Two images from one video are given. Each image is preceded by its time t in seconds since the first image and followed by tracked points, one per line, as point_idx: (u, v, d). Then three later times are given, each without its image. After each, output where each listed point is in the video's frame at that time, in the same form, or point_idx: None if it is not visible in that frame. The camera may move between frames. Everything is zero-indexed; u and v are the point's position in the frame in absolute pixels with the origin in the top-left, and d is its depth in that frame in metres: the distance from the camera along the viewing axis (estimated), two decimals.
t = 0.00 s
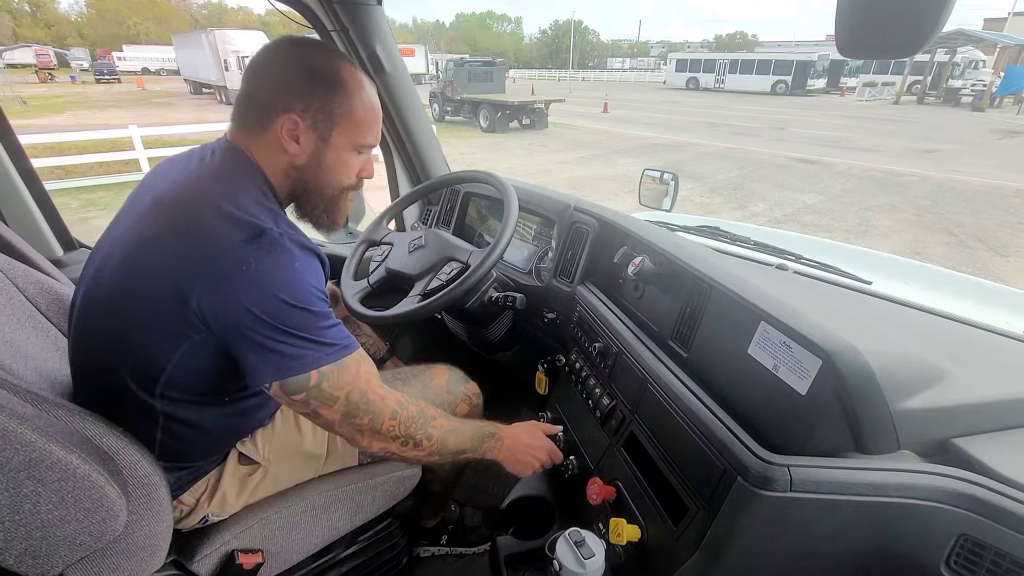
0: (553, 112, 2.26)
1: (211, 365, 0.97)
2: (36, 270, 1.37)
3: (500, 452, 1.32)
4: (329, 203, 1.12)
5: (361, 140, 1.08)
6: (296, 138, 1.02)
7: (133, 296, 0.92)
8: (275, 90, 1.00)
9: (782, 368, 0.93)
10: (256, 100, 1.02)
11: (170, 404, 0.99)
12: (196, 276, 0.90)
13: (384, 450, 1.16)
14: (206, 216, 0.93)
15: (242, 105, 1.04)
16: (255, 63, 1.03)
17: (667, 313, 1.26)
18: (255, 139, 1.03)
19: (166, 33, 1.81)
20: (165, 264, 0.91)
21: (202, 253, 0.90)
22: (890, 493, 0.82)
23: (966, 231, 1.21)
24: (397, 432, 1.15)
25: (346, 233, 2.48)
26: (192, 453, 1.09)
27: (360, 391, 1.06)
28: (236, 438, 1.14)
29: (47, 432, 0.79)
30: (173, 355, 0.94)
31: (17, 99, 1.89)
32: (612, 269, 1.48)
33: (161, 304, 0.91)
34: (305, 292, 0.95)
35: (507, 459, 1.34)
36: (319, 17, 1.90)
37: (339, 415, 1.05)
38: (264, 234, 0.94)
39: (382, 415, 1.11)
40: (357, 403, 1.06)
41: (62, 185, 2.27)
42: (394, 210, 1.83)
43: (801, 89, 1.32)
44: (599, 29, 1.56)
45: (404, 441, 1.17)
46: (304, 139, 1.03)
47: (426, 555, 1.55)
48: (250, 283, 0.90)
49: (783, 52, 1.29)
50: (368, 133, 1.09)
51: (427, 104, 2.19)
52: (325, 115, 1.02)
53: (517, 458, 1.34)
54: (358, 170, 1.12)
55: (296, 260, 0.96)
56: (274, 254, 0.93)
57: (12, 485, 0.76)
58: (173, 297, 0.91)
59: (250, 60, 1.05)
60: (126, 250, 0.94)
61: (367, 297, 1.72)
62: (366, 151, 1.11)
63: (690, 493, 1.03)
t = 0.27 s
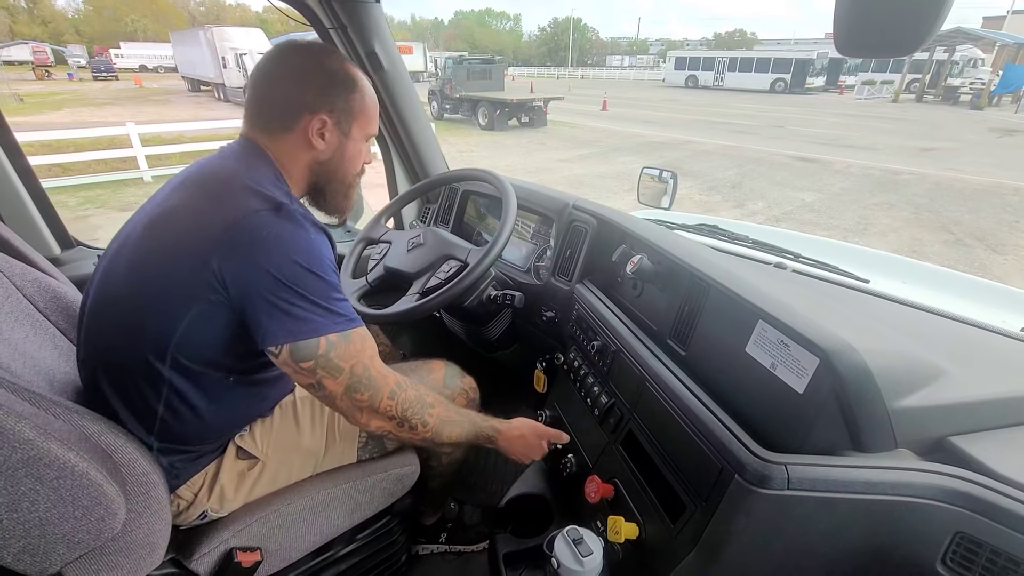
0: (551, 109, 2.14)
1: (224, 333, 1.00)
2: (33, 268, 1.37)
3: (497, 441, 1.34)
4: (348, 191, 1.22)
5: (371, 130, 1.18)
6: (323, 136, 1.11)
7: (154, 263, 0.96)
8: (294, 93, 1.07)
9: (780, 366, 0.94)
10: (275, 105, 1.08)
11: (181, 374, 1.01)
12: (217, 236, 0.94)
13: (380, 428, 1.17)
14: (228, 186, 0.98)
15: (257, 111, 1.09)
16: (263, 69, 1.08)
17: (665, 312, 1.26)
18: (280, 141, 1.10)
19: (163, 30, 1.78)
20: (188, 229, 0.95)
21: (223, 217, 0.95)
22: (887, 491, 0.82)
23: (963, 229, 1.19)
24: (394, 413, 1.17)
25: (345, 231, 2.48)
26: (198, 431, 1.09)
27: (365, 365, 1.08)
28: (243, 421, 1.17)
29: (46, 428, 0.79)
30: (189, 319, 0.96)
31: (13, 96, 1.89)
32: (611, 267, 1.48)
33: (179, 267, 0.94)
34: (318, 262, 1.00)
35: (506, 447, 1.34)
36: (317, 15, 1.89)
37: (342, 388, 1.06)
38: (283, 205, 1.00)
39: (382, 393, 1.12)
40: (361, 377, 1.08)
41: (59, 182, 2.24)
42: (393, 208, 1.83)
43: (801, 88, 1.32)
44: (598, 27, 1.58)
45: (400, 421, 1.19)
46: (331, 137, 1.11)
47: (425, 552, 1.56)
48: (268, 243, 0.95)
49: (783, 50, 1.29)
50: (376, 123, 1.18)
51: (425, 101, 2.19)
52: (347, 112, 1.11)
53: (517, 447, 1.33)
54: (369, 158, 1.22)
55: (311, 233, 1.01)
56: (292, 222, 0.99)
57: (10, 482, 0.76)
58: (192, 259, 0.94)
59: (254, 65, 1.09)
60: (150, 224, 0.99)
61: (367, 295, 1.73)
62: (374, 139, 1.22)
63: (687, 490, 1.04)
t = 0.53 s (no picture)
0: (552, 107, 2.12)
1: (233, 311, 1.02)
2: (31, 266, 1.36)
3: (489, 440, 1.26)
4: (351, 174, 1.23)
5: (362, 110, 1.18)
6: (313, 122, 1.12)
7: (169, 241, 0.99)
8: (280, 84, 1.09)
9: (778, 364, 0.94)
10: (266, 99, 1.11)
11: (188, 352, 1.02)
12: (232, 213, 0.98)
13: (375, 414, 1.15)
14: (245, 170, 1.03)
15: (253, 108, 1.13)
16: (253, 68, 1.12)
17: (663, 310, 1.26)
18: (276, 133, 1.12)
19: (160, 26, 1.78)
20: (204, 208, 0.99)
21: (240, 197, 0.99)
22: (883, 489, 0.83)
23: (962, 228, 1.20)
24: (390, 398, 1.15)
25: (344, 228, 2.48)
26: (202, 414, 1.10)
27: (364, 348, 1.08)
28: (246, 408, 1.18)
29: (43, 426, 0.78)
30: (200, 294, 0.98)
31: (8, 93, 1.82)
32: (609, 265, 1.48)
33: (193, 243, 0.97)
34: (328, 246, 1.04)
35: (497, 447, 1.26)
36: (315, 12, 1.88)
37: (341, 367, 1.06)
38: (294, 190, 1.04)
39: (379, 376, 1.12)
40: (360, 359, 1.08)
41: (56, 180, 2.23)
42: (391, 206, 1.83)
43: (800, 85, 1.33)
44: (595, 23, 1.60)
45: (395, 408, 1.17)
46: (320, 119, 1.12)
47: (424, 551, 1.55)
48: (280, 222, 0.98)
49: (782, 47, 1.29)
50: (366, 101, 1.19)
51: (423, 98, 2.19)
52: (332, 92, 1.11)
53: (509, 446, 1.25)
54: (366, 138, 1.22)
55: (321, 220, 1.06)
56: (303, 206, 1.03)
57: (7, 480, 0.76)
58: (206, 235, 0.97)
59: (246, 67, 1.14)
60: (168, 208, 1.04)
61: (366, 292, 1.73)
62: (369, 118, 1.22)
63: (685, 488, 1.04)
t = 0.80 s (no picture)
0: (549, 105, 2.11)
1: (235, 302, 1.03)
2: (29, 265, 1.36)
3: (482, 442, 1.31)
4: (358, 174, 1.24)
5: (367, 111, 1.19)
6: (318, 125, 1.13)
7: (177, 231, 1.02)
8: (286, 88, 1.10)
9: (777, 363, 0.94)
10: (273, 102, 1.12)
11: (190, 342, 1.03)
12: (239, 204, 1.00)
13: (367, 412, 1.15)
14: (253, 165, 1.06)
15: (261, 111, 1.14)
16: (260, 71, 1.13)
17: (662, 309, 1.27)
18: (283, 136, 1.13)
19: (159, 25, 1.80)
20: (213, 199, 1.02)
21: (249, 189, 1.01)
22: (882, 487, 0.83)
23: (961, 224, 1.19)
24: (384, 396, 1.15)
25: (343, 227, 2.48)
26: (204, 406, 1.11)
27: (360, 345, 1.09)
28: (248, 402, 1.19)
29: (44, 424, 0.79)
30: (204, 282, 1.00)
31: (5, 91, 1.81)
32: (608, 263, 1.48)
33: (200, 232, 1.00)
34: (331, 243, 1.05)
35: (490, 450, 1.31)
36: (314, 10, 1.88)
37: (336, 363, 1.07)
38: (300, 186, 1.07)
39: (373, 372, 1.12)
40: (355, 354, 1.08)
41: (55, 179, 2.24)
42: (390, 204, 1.83)
43: (800, 82, 1.33)
44: (593, 21, 1.62)
45: (387, 406, 1.17)
46: (325, 122, 1.13)
47: (424, 548, 1.56)
48: (284, 215, 1.00)
49: (781, 45, 1.28)
50: (372, 103, 1.19)
51: (423, 96, 2.19)
52: (336, 95, 1.12)
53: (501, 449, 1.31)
54: (371, 138, 1.23)
55: (326, 218, 1.08)
56: (308, 202, 1.05)
57: (9, 478, 0.77)
58: (212, 225, 0.99)
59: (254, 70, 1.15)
60: (178, 201, 1.06)
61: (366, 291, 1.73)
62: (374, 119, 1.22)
63: (684, 486, 1.04)
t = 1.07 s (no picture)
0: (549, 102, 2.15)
1: (237, 300, 1.03)
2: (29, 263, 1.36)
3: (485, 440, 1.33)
4: (359, 175, 1.24)
5: (368, 112, 1.18)
6: (319, 125, 1.13)
7: (178, 229, 1.01)
8: (287, 88, 1.10)
9: (776, 361, 0.94)
10: (274, 103, 1.12)
11: (191, 340, 1.03)
12: (241, 203, 1.00)
13: (369, 412, 1.15)
14: (256, 163, 1.06)
15: (262, 111, 1.14)
16: (262, 72, 1.13)
17: (662, 307, 1.27)
18: (284, 136, 1.13)
19: (157, 22, 1.81)
20: (214, 197, 1.02)
21: (251, 187, 1.01)
22: (880, 485, 0.83)
23: (961, 223, 1.19)
24: (385, 395, 1.15)
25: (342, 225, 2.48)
26: (205, 404, 1.11)
27: (362, 345, 1.09)
28: (249, 400, 1.19)
29: (44, 423, 0.79)
30: (206, 280, 1.00)
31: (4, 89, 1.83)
32: (608, 261, 1.48)
33: (202, 230, 1.00)
34: (333, 243, 1.05)
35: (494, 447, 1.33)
36: (314, 9, 1.88)
37: (337, 362, 1.07)
38: (302, 185, 1.07)
39: (376, 372, 1.12)
40: (356, 354, 1.08)
41: (53, 178, 2.24)
42: (390, 202, 1.82)
43: (799, 80, 1.32)
44: (594, 19, 1.60)
45: (389, 405, 1.17)
46: (326, 122, 1.13)
47: (423, 546, 1.56)
48: (286, 214, 1.00)
49: (780, 43, 1.28)
50: (372, 104, 1.19)
51: (422, 94, 2.19)
52: (337, 96, 1.12)
53: (505, 447, 1.33)
54: (372, 139, 1.23)
55: (328, 217, 1.07)
56: (310, 200, 1.05)
57: (8, 477, 0.77)
58: (214, 224, 0.99)
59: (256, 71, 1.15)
60: (180, 198, 1.06)
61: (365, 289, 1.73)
62: (375, 120, 1.22)
63: (683, 484, 1.04)
